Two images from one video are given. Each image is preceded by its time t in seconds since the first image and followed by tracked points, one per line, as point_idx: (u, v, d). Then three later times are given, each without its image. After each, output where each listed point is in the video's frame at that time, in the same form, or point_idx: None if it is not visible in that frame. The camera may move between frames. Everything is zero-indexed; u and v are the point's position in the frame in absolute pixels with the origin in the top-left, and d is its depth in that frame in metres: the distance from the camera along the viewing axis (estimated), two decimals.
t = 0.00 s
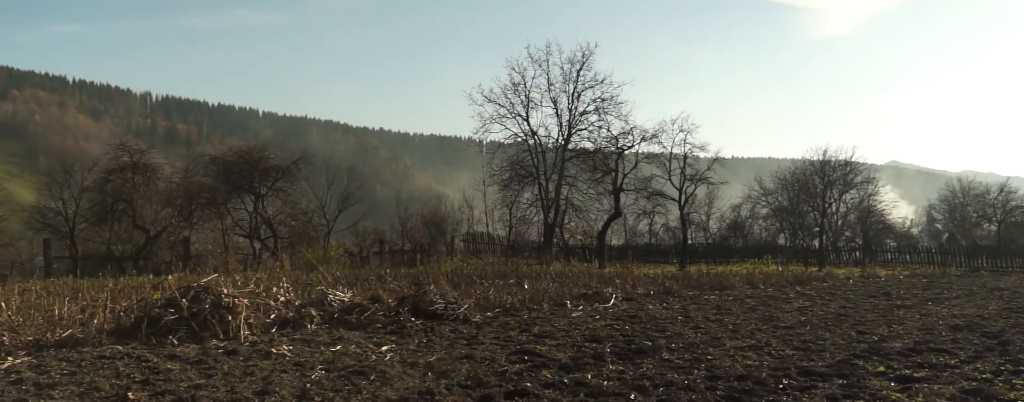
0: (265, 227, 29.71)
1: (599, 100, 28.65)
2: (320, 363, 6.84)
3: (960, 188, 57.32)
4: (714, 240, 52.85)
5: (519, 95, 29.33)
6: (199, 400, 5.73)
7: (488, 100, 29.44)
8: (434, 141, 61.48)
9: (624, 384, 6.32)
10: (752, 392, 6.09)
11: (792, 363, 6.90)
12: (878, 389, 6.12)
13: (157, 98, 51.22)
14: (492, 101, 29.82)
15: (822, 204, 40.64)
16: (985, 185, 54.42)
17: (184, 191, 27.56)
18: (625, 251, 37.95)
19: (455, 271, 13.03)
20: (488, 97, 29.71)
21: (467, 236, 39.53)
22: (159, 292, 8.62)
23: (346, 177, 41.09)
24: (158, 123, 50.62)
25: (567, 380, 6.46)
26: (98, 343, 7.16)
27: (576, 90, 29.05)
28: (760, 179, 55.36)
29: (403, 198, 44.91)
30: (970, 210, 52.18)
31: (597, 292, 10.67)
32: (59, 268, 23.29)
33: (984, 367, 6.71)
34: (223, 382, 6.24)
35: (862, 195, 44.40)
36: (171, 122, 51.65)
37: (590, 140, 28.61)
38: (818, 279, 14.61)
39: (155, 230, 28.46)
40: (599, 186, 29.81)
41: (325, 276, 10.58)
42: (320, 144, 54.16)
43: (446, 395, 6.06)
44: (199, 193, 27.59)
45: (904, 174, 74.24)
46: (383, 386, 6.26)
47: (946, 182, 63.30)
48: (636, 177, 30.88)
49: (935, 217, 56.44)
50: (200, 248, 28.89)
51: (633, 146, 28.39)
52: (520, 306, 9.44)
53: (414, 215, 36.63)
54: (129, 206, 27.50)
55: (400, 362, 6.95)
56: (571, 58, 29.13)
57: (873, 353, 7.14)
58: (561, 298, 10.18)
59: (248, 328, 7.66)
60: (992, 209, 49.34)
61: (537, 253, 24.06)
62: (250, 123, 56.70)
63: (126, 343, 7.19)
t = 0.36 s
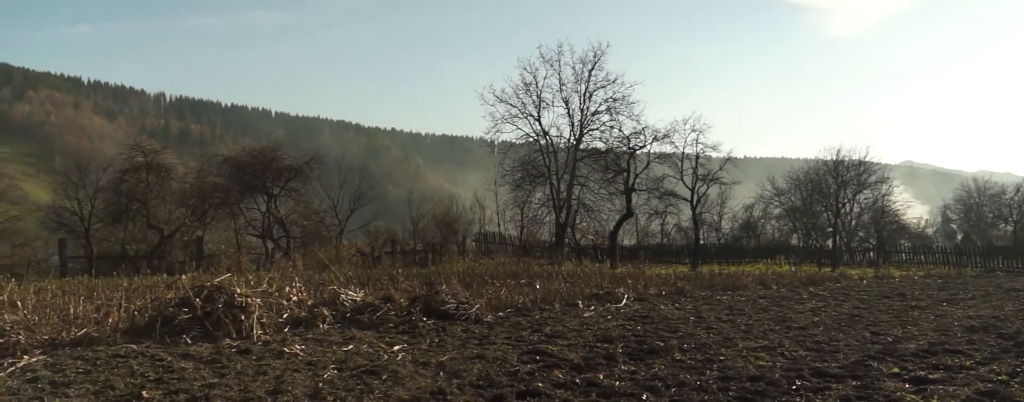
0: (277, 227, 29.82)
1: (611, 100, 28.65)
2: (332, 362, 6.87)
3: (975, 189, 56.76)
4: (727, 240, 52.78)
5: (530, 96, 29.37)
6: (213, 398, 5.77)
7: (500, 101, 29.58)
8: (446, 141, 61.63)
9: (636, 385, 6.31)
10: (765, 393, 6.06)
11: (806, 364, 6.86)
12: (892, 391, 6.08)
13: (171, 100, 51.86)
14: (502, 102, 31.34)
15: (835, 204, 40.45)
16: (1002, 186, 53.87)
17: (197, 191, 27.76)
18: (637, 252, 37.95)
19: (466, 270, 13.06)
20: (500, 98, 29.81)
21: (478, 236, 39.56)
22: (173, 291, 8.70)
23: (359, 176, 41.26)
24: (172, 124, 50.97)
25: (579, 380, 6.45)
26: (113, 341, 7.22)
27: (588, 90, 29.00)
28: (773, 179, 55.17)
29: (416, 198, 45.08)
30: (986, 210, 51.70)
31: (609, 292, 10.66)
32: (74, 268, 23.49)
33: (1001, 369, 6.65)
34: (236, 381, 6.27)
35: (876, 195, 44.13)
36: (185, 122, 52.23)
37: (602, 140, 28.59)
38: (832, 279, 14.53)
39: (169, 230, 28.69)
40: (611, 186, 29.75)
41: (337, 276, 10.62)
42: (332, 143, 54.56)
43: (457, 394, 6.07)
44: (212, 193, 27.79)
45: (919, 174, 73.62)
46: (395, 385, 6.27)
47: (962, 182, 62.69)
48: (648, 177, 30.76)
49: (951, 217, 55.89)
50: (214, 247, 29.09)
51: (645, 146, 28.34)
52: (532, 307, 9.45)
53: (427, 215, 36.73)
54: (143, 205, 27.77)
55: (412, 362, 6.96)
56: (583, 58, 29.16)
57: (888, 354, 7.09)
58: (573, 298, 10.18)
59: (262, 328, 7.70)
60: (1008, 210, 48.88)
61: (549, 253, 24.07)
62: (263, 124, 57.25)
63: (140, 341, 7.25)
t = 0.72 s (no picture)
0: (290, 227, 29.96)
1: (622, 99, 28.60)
2: (345, 362, 6.89)
3: (993, 189, 56.14)
4: (740, 241, 52.66)
5: (542, 96, 29.40)
6: (227, 397, 5.80)
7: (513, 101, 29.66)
8: (459, 140, 61.90)
9: (649, 385, 6.29)
10: (778, 394, 6.03)
11: (820, 365, 6.82)
12: (907, 392, 6.03)
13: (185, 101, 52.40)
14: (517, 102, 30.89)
15: (850, 204, 40.17)
16: (1019, 186, 53.27)
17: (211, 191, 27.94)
18: (649, 252, 37.90)
19: (479, 271, 13.07)
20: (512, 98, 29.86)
21: (490, 236, 39.64)
22: (188, 291, 8.77)
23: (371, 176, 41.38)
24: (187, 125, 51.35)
25: (591, 381, 6.44)
26: (127, 341, 7.28)
27: (600, 90, 29.13)
28: (787, 179, 54.91)
29: (428, 198, 45.18)
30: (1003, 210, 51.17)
31: (621, 293, 10.64)
32: (89, 268, 23.73)
33: (1018, 371, 6.58)
34: (250, 380, 6.30)
35: (891, 195, 43.80)
36: (198, 123, 52.78)
37: (614, 140, 28.56)
38: (846, 280, 14.43)
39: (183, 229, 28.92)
40: (623, 186, 29.67)
41: (350, 275, 10.67)
42: (345, 143, 54.78)
43: (469, 394, 6.07)
44: (226, 193, 28.00)
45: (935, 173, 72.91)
46: (407, 385, 6.29)
47: (978, 182, 62.08)
48: (661, 177, 30.61)
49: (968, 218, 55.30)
50: (227, 247, 29.26)
51: (658, 145, 28.25)
52: (544, 307, 9.44)
53: (438, 215, 36.79)
54: (158, 205, 27.95)
55: (424, 362, 6.98)
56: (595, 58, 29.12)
57: (902, 355, 7.04)
58: (585, 298, 10.18)
59: (275, 327, 7.74)
60: None
61: (561, 253, 24.07)
62: (275, 124, 57.77)
63: (155, 341, 7.30)
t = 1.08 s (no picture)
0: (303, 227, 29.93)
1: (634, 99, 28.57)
2: (358, 361, 6.91)
3: (1010, 189, 55.53)
4: (753, 241, 52.56)
5: (554, 96, 29.42)
6: (240, 396, 5.83)
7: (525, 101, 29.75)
8: (472, 140, 62.00)
9: (661, 386, 6.27)
10: (793, 395, 5.99)
11: (834, 366, 6.78)
12: (923, 394, 5.99)
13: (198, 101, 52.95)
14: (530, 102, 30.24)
15: (864, 205, 39.93)
16: None
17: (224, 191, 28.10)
18: (662, 252, 37.83)
19: (491, 271, 13.08)
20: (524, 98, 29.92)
21: (502, 236, 39.64)
22: (202, 290, 8.84)
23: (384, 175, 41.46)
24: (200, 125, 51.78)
25: (603, 381, 6.42)
26: (142, 340, 7.33)
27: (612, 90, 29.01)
28: (800, 179, 54.66)
29: (440, 198, 45.25)
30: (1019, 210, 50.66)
31: (633, 293, 10.61)
32: (104, 267, 23.94)
33: None
34: (263, 379, 6.34)
35: (906, 195, 43.51)
36: (212, 123, 53.32)
37: (626, 140, 28.48)
38: (861, 280, 14.33)
39: (197, 230, 29.13)
40: (635, 186, 29.62)
41: (362, 275, 10.70)
42: (357, 143, 55.01)
43: (481, 394, 6.07)
44: (239, 193, 28.19)
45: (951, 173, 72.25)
46: (419, 385, 6.29)
47: (995, 182, 61.48)
48: (673, 177, 30.44)
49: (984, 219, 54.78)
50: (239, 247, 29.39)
51: (670, 145, 28.13)
52: (557, 307, 9.44)
53: (450, 215, 36.87)
54: (172, 206, 28.07)
55: (436, 361, 6.99)
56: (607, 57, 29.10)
57: (917, 356, 6.98)
58: (597, 298, 10.16)
59: (288, 327, 7.77)
60: None
61: (573, 254, 24.07)
62: (287, 125, 58.26)
63: (169, 340, 7.35)
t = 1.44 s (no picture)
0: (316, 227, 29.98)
1: (646, 99, 28.45)
2: (370, 361, 6.94)
3: None
4: (766, 242, 52.47)
5: (566, 96, 29.40)
6: (253, 395, 5.87)
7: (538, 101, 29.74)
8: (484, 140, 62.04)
9: (673, 387, 6.26)
10: (806, 396, 5.96)
11: (847, 367, 6.74)
12: (938, 396, 5.94)
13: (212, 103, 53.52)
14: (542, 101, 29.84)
15: (879, 205, 39.70)
16: None
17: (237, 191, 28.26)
18: (674, 252, 37.79)
19: (502, 270, 13.10)
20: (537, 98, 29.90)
21: (513, 236, 39.64)
22: (215, 290, 8.90)
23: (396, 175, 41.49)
24: (214, 125, 52.32)
25: (614, 381, 6.41)
26: (156, 339, 7.39)
27: (624, 90, 28.97)
28: (814, 179, 54.41)
29: (452, 198, 45.30)
30: None
31: (645, 293, 10.58)
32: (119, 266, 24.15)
33: None
34: (276, 378, 6.37)
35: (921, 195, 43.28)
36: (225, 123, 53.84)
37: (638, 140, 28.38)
38: (875, 281, 14.23)
39: (210, 229, 29.37)
40: (648, 186, 29.57)
41: (374, 275, 10.72)
42: (369, 143, 55.21)
43: (493, 394, 6.08)
44: (252, 193, 28.38)
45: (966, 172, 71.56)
46: (431, 384, 6.31)
47: (1011, 182, 60.86)
48: (685, 177, 30.37)
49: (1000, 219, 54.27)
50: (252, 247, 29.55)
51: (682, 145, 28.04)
52: (568, 307, 9.43)
53: (461, 215, 36.92)
54: (185, 205, 28.28)
55: (448, 361, 6.99)
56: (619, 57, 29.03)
57: (933, 358, 6.93)
58: (609, 298, 10.16)
59: (300, 326, 7.81)
60: None
61: (585, 254, 24.08)
62: (300, 125, 58.67)
63: (182, 339, 7.41)
